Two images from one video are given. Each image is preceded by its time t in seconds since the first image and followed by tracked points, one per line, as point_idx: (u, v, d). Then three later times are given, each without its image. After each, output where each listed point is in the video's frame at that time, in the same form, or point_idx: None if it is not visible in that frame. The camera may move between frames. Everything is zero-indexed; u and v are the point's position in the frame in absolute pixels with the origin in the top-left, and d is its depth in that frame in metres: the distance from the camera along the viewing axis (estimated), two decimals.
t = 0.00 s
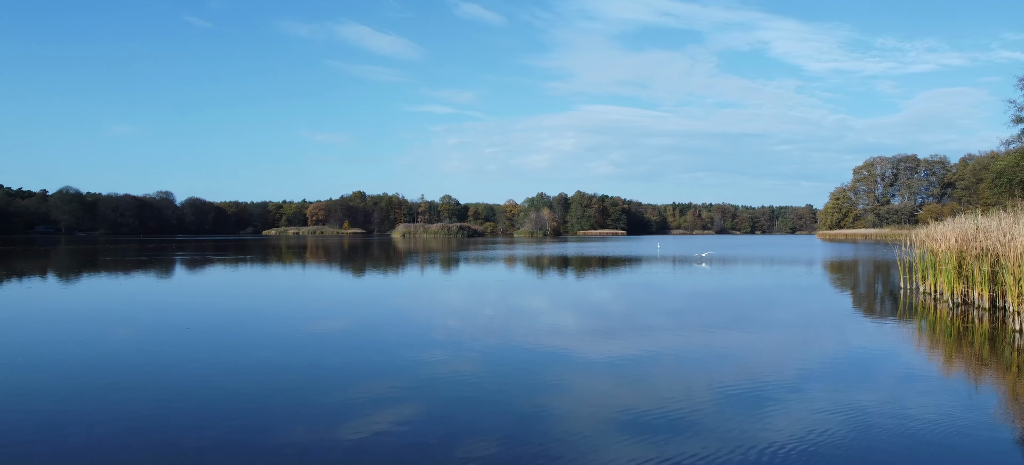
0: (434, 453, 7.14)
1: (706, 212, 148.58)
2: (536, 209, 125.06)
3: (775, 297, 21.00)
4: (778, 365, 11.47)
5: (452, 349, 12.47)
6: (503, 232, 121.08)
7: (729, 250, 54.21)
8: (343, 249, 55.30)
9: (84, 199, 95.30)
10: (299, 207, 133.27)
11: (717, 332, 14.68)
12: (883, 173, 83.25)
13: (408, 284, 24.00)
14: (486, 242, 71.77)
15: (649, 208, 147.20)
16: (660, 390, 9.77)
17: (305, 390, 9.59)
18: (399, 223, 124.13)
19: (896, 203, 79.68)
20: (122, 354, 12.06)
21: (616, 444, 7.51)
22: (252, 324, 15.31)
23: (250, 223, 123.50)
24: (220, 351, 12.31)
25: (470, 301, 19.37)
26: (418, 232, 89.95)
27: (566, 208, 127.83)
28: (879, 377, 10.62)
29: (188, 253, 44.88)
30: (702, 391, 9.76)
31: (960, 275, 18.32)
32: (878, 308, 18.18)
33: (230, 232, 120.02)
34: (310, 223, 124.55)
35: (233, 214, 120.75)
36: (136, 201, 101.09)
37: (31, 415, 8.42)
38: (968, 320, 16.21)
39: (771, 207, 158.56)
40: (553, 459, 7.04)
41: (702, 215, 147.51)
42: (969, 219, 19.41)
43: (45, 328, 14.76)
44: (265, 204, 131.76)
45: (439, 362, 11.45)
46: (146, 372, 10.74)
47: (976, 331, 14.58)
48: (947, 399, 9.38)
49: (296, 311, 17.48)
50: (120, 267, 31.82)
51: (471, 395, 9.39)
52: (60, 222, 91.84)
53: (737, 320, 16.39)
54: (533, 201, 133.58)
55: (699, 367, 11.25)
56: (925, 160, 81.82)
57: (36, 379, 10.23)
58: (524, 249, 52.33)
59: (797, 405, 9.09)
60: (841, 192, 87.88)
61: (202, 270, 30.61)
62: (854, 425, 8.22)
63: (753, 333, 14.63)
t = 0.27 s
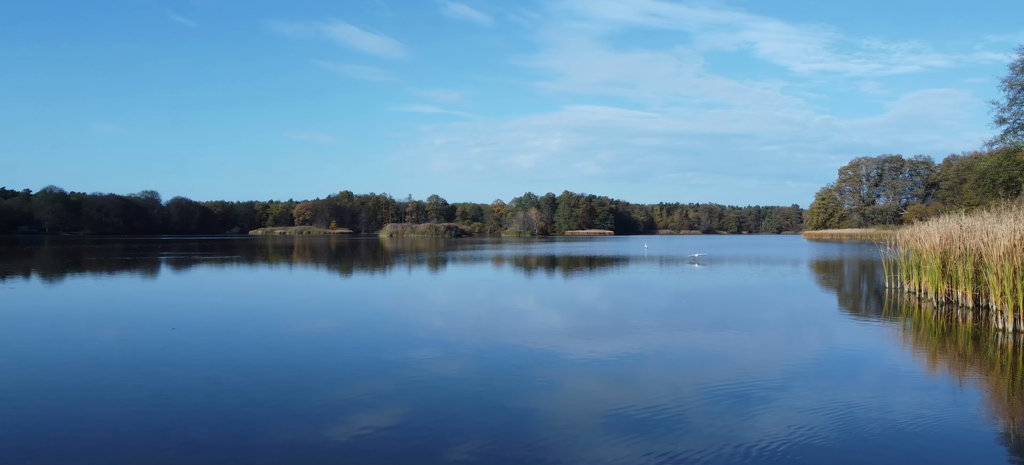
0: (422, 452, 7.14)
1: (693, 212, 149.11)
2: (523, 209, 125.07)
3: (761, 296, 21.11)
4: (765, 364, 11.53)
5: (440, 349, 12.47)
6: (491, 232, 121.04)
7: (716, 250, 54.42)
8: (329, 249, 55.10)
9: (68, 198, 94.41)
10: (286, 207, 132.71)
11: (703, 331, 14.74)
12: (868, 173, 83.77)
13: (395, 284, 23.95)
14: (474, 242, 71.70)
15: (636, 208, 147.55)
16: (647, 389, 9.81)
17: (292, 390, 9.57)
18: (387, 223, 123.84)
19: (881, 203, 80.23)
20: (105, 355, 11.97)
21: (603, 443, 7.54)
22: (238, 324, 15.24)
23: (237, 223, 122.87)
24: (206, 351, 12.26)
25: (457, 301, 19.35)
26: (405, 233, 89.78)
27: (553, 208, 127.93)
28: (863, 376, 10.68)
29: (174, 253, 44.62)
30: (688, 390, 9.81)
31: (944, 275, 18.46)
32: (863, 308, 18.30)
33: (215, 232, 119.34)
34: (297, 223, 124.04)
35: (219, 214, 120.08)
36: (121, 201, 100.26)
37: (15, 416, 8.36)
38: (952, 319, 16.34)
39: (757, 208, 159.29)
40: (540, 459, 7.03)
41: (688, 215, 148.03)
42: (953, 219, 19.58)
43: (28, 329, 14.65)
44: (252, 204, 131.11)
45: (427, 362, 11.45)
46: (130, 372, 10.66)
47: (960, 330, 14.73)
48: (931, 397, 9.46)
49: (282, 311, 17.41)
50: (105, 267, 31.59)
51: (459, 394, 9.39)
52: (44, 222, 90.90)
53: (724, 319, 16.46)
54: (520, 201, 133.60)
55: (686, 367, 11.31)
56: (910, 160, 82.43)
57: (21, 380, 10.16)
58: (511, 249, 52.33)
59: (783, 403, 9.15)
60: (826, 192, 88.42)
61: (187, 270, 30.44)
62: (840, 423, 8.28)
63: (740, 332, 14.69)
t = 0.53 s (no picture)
0: (410, 452, 7.14)
1: (680, 212, 149.63)
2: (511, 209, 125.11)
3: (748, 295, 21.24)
4: (752, 364, 11.58)
5: (428, 349, 12.45)
6: (479, 232, 121.02)
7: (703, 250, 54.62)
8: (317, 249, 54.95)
9: (53, 198, 93.62)
10: (273, 207, 132.19)
11: (691, 331, 14.78)
12: (854, 173, 84.32)
13: (383, 284, 23.90)
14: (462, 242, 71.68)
15: (624, 208, 147.88)
16: (635, 389, 9.83)
17: (280, 391, 9.54)
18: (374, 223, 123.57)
19: (866, 203, 80.79)
20: (92, 355, 11.93)
21: (591, 442, 7.56)
22: (225, 324, 15.18)
23: (223, 223, 122.27)
24: (193, 352, 12.20)
25: (445, 301, 19.33)
26: (393, 232, 89.62)
27: (541, 208, 128.02)
28: (849, 375, 10.74)
29: (160, 253, 44.41)
30: (676, 390, 9.84)
31: (930, 274, 18.59)
32: (849, 307, 18.41)
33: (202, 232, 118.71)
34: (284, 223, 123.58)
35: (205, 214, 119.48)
36: (106, 200, 99.53)
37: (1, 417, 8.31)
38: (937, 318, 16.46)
39: (745, 208, 160.02)
40: (528, 459, 7.03)
41: (676, 215, 148.51)
42: (938, 218, 19.73)
43: (13, 329, 14.55)
44: (239, 204, 130.51)
45: (415, 362, 11.43)
46: (116, 373, 10.62)
47: (944, 329, 14.84)
48: (917, 396, 9.53)
49: (270, 311, 17.34)
50: (91, 268, 31.41)
51: (447, 394, 9.39)
52: (28, 222, 90.08)
53: (711, 319, 16.51)
54: (508, 201, 133.64)
55: (674, 366, 11.34)
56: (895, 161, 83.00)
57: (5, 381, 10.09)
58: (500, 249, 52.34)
59: (770, 402, 9.19)
60: (813, 192, 88.96)
61: (173, 270, 30.33)
62: (826, 422, 8.32)
63: (727, 332, 14.75)
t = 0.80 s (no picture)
0: (399, 452, 7.14)
1: (669, 212, 150.10)
2: (500, 209, 125.16)
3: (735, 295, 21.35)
4: (740, 363, 11.63)
5: (417, 349, 12.44)
6: (467, 232, 120.99)
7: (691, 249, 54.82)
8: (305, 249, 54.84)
9: (38, 197, 92.86)
10: (261, 207, 131.69)
11: (679, 331, 14.82)
12: (840, 173, 84.84)
13: (372, 284, 23.88)
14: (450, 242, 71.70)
15: (612, 208, 148.18)
16: (624, 389, 9.86)
17: (269, 391, 9.52)
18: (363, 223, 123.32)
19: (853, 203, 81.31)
20: (79, 355, 11.90)
21: (580, 441, 7.58)
22: (213, 325, 15.14)
23: (210, 223, 121.70)
24: (182, 352, 12.16)
25: (434, 301, 19.31)
26: (382, 232, 89.47)
27: (530, 208, 128.11)
28: (836, 374, 10.81)
29: (146, 253, 44.24)
30: (665, 389, 9.87)
31: (915, 273, 18.72)
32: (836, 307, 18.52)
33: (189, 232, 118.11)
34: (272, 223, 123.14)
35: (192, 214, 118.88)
36: (92, 200, 98.84)
37: None
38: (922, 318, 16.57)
39: (732, 208, 160.71)
40: (518, 459, 7.03)
41: (664, 215, 148.97)
42: (923, 218, 19.88)
43: None
44: (226, 204, 129.94)
45: (404, 362, 11.42)
46: (103, 373, 10.57)
47: (930, 328, 14.96)
48: (903, 395, 9.60)
49: (258, 311, 17.30)
50: (77, 268, 31.25)
51: (437, 395, 9.39)
52: (12, 222, 89.33)
53: (700, 318, 16.57)
54: (497, 201, 133.67)
55: (662, 366, 11.37)
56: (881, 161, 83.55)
57: None
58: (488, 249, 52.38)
59: (757, 401, 9.25)
60: (799, 193, 89.49)
61: (160, 270, 30.26)
62: (812, 420, 8.38)
63: (715, 331, 14.81)
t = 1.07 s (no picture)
0: (386, 453, 7.13)
1: (657, 212, 150.56)
2: (488, 209, 125.14)
3: (722, 294, 21.45)
4: (727, 362, 11.68)
5: (405, 349, 12.43)
6: (456, 232, 120.94)
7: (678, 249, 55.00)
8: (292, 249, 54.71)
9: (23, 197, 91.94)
10: (248, 207, 131.15)
11: (666, 330, 14.86)
12: (827, 173, 85.34)
13: (359, 284, 23.85)
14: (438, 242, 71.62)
15: (600, 208, 148.45)
16: (612, 388, 9.88)
17: (255, 391, 9.49)
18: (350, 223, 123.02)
19: (839, 203, 81.79)
20: (64, 356, 11.83)
21: (568, 441, 7.58)
22: (200, 325, 15.08)
23: (197, 222, 121.21)
24: (167, 352, 12.10)
25: (422, 301, 19.27)
26: (370, 232, 89.29)
27: (518, 208, 128.16)
28: (822, 373, 10.86)
29: (132, 253, 44.03)
30: (651, 389, 9.88)
31: (901, 273, 18.84)
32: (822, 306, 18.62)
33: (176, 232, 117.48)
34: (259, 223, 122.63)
35: (178, 213, 118.37)
36: (78, 199, 98.09)
37: None
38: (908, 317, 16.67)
39: (720, 208, 161.42)
40: (506, 459, 7.03)
41: (652, 215, 149.41)
42: (909, 218, 20.02)
43: None
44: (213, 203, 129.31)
45: (392, 362, 11.40)
46: (88, 374, 10.52)
47: (915, 327, 15.06)
48: (888, 393, 9.65)
49: (246, 311, 17.23)
50: (63, 268, 31.07)
51: (424, 395, 9.37)
52: None
53: (687, 318, 16.61)
54: (485, 201, 133.66)
55: (650, 365, 11.40)
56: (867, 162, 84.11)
57: None
58: (476, 249, 52.40)
59: (744, 401, 9.28)
60: (786, 193, 90.00)
61: (147, 270, 30.16)
62: (799, 419, 8.41)
63: (702, 331, 14.85)
